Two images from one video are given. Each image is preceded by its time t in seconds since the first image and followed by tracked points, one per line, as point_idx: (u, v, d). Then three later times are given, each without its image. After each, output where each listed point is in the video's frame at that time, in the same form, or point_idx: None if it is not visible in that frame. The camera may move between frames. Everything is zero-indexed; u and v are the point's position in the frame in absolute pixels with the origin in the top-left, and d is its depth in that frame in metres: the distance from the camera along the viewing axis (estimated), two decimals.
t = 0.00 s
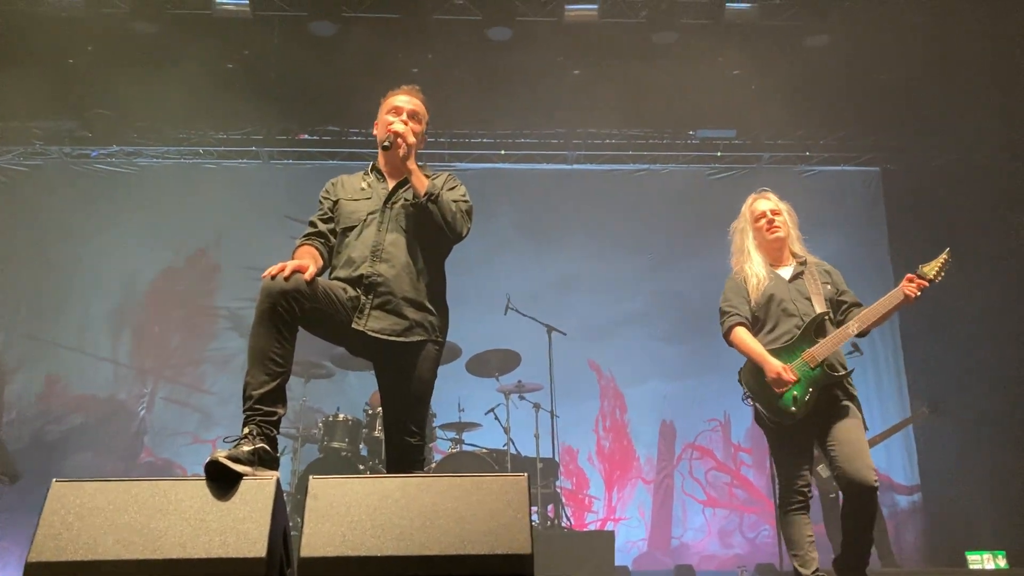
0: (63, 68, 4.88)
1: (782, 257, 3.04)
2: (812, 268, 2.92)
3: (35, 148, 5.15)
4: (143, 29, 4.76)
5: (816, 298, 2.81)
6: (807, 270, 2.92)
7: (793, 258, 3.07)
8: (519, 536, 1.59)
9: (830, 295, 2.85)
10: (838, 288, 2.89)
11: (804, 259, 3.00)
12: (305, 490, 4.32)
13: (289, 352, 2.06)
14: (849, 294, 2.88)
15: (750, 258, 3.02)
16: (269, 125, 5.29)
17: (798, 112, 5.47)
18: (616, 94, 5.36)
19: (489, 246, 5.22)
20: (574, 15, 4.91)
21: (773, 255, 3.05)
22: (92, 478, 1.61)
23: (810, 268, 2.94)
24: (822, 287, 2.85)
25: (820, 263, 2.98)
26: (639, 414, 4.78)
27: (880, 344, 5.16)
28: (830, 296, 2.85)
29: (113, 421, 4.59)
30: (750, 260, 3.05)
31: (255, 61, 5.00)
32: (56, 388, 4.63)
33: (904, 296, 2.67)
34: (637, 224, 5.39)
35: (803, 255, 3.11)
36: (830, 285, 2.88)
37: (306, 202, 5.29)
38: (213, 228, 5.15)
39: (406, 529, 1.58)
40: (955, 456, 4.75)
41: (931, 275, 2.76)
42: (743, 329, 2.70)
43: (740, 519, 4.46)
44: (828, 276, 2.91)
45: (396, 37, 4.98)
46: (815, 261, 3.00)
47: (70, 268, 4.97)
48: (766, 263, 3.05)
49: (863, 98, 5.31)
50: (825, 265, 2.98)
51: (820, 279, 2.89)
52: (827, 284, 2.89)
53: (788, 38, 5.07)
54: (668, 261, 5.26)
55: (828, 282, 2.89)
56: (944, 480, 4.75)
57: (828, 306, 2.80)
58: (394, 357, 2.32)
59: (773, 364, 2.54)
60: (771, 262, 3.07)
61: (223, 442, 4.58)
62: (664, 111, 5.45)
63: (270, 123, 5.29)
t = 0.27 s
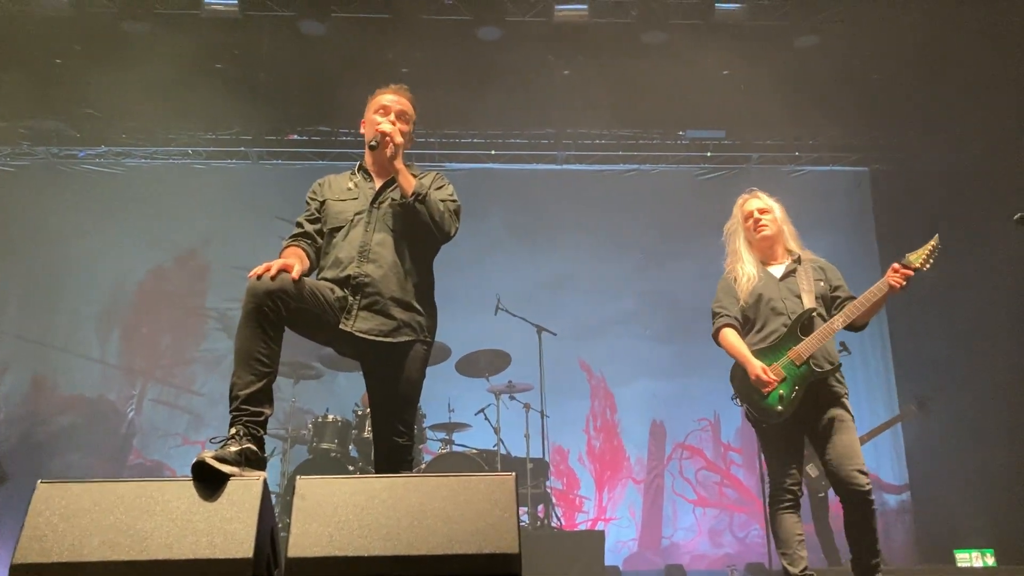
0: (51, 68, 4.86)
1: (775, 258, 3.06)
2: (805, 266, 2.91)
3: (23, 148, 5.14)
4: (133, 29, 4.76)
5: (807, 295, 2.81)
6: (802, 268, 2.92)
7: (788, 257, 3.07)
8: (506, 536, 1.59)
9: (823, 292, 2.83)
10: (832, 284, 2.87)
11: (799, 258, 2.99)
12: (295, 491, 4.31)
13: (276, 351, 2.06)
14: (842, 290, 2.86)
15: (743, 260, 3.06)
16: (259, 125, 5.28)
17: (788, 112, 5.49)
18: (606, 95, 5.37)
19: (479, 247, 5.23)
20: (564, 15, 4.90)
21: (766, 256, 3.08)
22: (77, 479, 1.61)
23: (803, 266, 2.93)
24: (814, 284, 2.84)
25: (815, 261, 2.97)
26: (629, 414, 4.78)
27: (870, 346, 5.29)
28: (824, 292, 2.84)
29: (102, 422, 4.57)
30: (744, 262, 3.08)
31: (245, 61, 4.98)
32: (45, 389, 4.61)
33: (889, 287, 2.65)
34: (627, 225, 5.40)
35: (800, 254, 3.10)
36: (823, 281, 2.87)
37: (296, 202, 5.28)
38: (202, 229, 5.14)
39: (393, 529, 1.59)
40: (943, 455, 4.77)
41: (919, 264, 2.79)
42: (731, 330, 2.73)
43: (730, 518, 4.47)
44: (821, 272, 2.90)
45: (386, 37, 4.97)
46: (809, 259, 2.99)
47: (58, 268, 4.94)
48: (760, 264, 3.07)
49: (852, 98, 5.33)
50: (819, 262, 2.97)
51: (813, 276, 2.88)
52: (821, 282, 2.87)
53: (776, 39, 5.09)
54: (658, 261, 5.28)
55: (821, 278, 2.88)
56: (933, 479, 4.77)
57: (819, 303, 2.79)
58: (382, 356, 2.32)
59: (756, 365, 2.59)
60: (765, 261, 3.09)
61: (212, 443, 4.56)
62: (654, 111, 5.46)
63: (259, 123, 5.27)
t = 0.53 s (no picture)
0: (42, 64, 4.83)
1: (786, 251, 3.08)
2: (817, 259, 2.91)
3: (17, 144, 5.13)
4: (126, 24, 4.74)
5: (815, 290, 2.83)
6: (811, 262, 2.92)
7: (800, 249, 3.08)
8: (500, 530, 1.59)
9: (833, 286, 2.84)
10: (842, 276, 2.87)
11: (809, 250, 2.99)
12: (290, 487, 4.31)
13: (268, 347, 2.05)
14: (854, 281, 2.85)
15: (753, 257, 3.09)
16: (253, 121, 5.25)
17: (782, 108, 5.49)
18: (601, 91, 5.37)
19: (474, 242, 5.22)
20: (559, 10, 4.94)
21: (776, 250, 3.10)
22: (70, 475, 1.60)
23: (813, 259, 2.94)
24: (823, 278, 2.86)
25: (825, 252, 2.97)
26: (624, 409, 4.79)
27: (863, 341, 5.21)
28: (832, 286, 2.85)
29: (96, 419, 4.56)
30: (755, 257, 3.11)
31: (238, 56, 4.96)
32: (39, 386, 4.60)
33: (892, 275, 2.65)
34: (622, 221, 5.40)
35: (813, 245, 3.10)
36: (833, 275, 2.87)
37: (290, 198, 5.26)
38: (196, 225, 5.12)
39: (387, 525, 1.59)
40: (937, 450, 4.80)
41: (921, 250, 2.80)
42: (744, 329, 2.80)
43: (726, 513, 4.48)
44: (832, 265, 2.89)
45: (381, 34, 4.97)
46: (820, 250, 2.99)
47: (51, 264, 4.92)
48: (772, 259, 3.09)
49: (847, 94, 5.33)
50: (831, 254, 2.95)
51: (821, 270, 2.88)
52: (829, 274, 2.88)
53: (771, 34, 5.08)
54: (653, 257, 5.29)
55: (832, 272, 2.87)
56: (926, 474, 4.79)
57: (829, 299, 2.81)
58: (376, 352, 2.32)
59: (770, 364, 2.64)
60: (776, 255, 3.11)
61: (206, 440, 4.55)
62: (649, 107, 5.45)
63: (253, 118, 5.24)
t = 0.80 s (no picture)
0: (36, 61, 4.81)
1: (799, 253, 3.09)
2: (828, 261, 2.92)
3: (10, 143, 5.08)
4: (120, 22, 4.75)
5: (826, 293, 2.84)
6: (823, 264, 2.92)
7: (813, 250, 3.08)
8: (495, 529, 1.60)
9: (844, 289, 2.85)
10: (854, 278, 2.86)
11: (822, 251, 2.98)
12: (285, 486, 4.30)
13: (263, 345, 2.05)
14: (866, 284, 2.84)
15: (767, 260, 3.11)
16: (247, 119, 5.22)
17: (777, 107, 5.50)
18: (596, 89, 5.37)
19: (469, 241, 5.22)
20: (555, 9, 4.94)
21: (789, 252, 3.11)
22: (64, 474, 1.60)
23: (825, 261, 2.93)
24: (834, 282, 2.87)
25: (838, 253, 2.95)
26: (620, 408, 4.80)
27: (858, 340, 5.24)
28: (843, 289, 2.85)
29: (90, 418, 4.54)
30: (769, 261, 3.13)
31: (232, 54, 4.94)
32: (33, 385, 4.58)
33: (902, 288, 2.62)
34: (617, 219, 5.40)
35: (827, 245, 3.09)
36: (845, 277, 2.87)
37: (285, 197, 5.26)
38: (190, 224, 5.11)
39: (383, 524, 1.59)
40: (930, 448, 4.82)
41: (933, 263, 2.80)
42: (755, 333, 2.85)
43: (720, 511, 4.50)
44: (843, 267, 2.90)
45: (376, 33, 4.98)
46: (832, 251, 2.98)
47: (44, 263, 4.90)
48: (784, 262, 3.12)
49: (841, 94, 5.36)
50: (843, 254, 2.95)
51: (832, 272, 2.89)
52: (840, 277, 2.88)
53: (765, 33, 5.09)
54: (647, 255, 5.30)
55: (843, 274, 2.88)
56: (920, 472, 4.81)
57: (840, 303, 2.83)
58: (371, 352, 2.32)
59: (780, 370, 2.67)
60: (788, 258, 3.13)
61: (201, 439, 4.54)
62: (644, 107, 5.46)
63: (247, 117, 5.21)
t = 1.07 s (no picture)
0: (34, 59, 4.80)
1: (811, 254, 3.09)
2: (838, 263, 2.93)
3: (9, 140, 5.07)
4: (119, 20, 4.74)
5: (836, 294, 2.85)
6: (834, 266, 2.94)
7: (825, 251, 3.08)
8: (496, 527, 1.60)
9: (854, 289, 2.86)
10: (864, 280, 2.87)
11: (834, 252, 2.99)
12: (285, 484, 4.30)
13: (263, 343, 2.05)
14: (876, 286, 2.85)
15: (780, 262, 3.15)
16: (247, 118, 5.21)
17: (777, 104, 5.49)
18: (596, 87, 5.36)
19: (469, 239, 5.22)
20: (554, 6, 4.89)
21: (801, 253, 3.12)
22: (65, 472, 1.60)
23: (835, 262, 2.95)
24: (844, 282, 2.87)
25: (850, 254, 2.96)
26: (620, 405, 4.80)
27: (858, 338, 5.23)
28: (853, 290, 2.86)
29: (89, 416, 4.54)
30: (781, 263, 3.17)
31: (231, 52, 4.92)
32: (33, 382, 4.58)
33: (910, 290, 2.67)
34: (616, 217, 5.40)
35: (839, 246, 3.09)
36: (854, 278, 2.88)
37: (284, 195, 5.27)
38: (190, 221, 5.11)
39: (384, 521, 1.59)
40: (929, 445, 4.82)
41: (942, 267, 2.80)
42: (763, 331, 2.89)
43: (721, 509, 4.50)
44: (854, 267, 2.90)
45: (375, 31, 4.96)
46: (844, 252, 2.99)
47: (43, 261, 4.89)
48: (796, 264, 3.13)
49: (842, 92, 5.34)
50: (855, 255, 2.96)
51: (842, 273, 2.90)
52: (851, 278, 2.88)
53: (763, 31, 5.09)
54: (647, 252, 5.30)
55: (853, 274, 2.89)
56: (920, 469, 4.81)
57: (850, 303, 2.83)
58: (371, 350, 2.32)
59: (784, 366, 2.69)
60: (800, 261, 3.14)
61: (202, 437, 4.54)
62: (643, 104, 5.46)
63: (247, 114, 5.20)
